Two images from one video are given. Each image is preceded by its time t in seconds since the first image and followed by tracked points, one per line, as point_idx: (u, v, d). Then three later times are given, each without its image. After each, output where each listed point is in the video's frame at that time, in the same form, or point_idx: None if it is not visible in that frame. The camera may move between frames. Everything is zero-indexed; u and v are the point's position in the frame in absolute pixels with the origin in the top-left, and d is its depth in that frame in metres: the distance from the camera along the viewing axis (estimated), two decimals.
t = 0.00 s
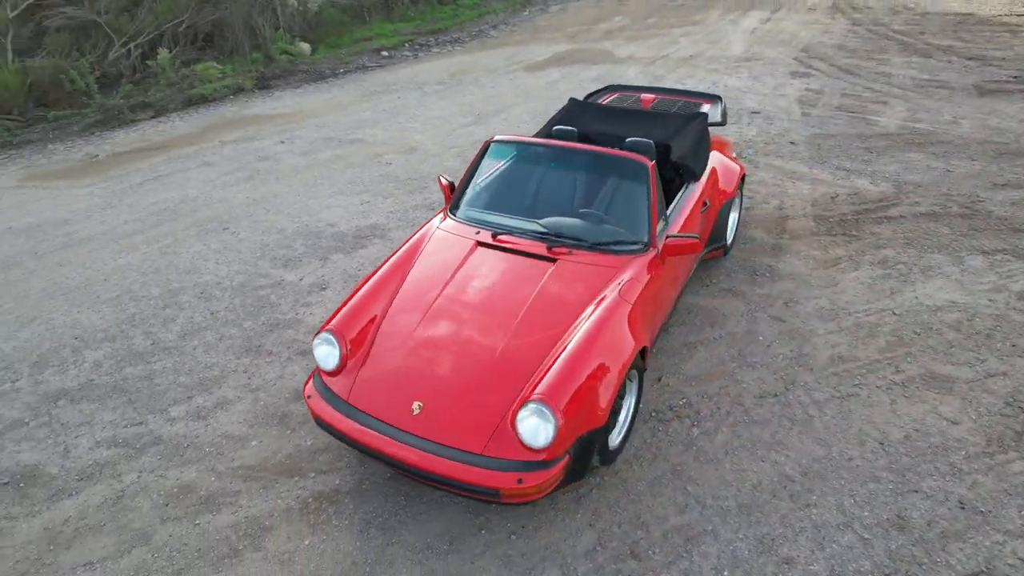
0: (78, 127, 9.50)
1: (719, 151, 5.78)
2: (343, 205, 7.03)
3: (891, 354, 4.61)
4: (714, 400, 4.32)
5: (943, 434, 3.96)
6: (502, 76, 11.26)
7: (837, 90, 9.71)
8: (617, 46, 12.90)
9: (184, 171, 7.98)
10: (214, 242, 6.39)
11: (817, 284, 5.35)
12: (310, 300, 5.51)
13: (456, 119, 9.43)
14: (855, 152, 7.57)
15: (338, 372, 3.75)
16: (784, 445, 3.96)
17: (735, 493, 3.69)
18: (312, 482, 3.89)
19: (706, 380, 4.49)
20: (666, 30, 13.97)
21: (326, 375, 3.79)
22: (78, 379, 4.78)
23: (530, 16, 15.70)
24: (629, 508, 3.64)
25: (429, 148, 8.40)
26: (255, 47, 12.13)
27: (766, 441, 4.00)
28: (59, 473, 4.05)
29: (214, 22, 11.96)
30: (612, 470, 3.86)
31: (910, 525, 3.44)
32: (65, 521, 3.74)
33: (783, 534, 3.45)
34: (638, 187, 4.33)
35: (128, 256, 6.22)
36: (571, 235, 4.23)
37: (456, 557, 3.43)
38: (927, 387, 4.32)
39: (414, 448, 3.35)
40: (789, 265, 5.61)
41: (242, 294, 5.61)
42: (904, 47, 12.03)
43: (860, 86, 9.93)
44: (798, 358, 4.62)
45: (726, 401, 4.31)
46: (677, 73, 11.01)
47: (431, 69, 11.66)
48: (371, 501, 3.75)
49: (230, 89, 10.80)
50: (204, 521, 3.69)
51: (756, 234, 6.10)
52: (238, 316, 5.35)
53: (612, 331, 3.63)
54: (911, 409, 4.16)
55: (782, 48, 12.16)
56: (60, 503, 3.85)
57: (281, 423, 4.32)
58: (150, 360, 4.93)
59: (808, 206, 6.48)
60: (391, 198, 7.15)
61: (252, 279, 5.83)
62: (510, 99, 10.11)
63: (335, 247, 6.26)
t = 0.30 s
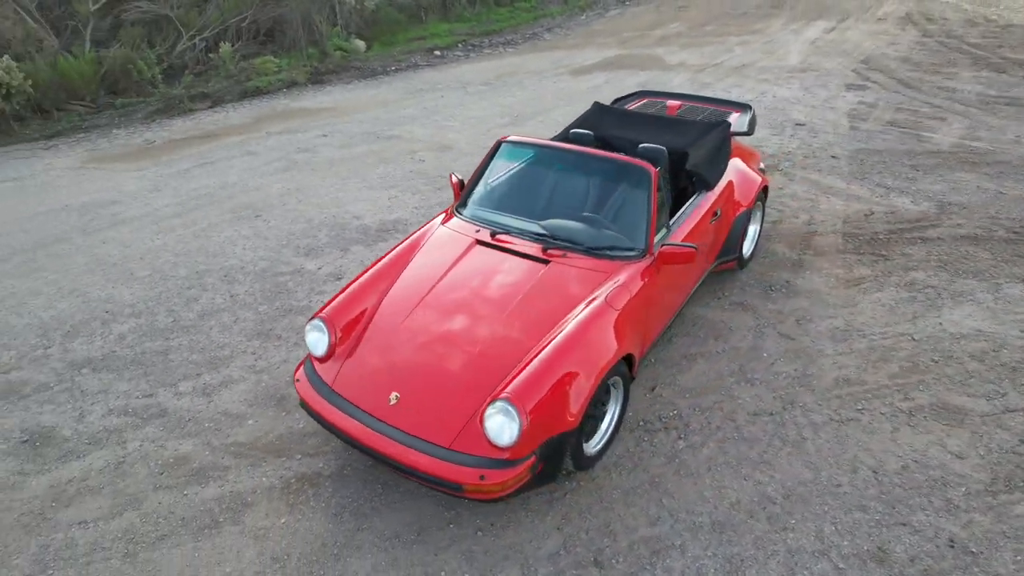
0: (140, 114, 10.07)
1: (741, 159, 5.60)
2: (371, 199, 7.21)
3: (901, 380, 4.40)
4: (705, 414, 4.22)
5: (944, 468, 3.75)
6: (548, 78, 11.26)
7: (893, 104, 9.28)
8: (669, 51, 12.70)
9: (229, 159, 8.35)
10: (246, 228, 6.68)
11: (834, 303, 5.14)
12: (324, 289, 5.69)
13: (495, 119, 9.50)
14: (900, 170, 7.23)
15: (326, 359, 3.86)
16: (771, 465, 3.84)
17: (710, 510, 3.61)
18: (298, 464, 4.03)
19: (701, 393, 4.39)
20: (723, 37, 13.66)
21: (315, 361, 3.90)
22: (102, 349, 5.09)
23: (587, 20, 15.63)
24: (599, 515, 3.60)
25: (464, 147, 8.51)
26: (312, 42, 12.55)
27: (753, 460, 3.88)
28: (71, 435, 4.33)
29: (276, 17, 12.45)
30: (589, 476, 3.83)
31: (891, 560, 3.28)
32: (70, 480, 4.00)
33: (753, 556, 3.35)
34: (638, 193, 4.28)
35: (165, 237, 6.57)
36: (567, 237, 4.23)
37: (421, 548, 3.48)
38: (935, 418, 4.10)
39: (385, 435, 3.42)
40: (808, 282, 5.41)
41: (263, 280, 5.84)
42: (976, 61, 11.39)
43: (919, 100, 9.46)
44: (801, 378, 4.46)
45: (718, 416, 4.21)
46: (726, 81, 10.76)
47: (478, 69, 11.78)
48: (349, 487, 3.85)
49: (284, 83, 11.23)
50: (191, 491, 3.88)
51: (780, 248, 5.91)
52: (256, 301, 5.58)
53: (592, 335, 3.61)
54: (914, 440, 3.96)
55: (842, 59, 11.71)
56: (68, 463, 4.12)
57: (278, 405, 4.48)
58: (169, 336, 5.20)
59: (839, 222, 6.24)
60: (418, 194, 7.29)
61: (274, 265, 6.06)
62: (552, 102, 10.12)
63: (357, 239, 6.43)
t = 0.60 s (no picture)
0: (182, 106, 10.49)
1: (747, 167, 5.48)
2: (386, 195, 7.34)
3: (893, 401, 4.24)
4: (682, 423, 4.16)
5: (923, 494, 3.61)
6: (579, 81, 11.23)
7: (933, 117, 8.92)
8: (707, 57, 12.42)
9: (258, 152, 8.64)
10: (263, 219, 6.90)
11: (835, 319, 4.99)
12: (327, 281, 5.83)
13: (520, 120, 9.53)
14: (928, 185, 6.95)
15: (306, 347, 3.97)
16: (742, 479, 3.76)
17: (672, 520, 3.56)
18: (276, 447, 4.15)
19: (682, 402, 4.33)
20: (765, 43, 13.34)
21: (297, 349, 4.02)
22: (113, 327, 5.34)
23: (629, 23, 15.48)
24: (559, 516, 3.60)
25: (484, 147, 8.57)
26: (352, 41, 12.83)
27: (724, 473, 3.81)
28: (73, 407, 4.56)
29: (318, 16, 12.78)
30: (555, 478, 3.83)
31: None
32: (66, 449, 4.22)
33: (709, 569, 3.29)
34: (624, 198, 4.25)
35: (186, 224, 6.85)
36: (550, 240, 4.24)
37: (380, 536, 3.55)
38: (923, 443, 3.94)
39: (350, 424, 3.50)
40: (811, 296, 5.26)
41: (271, 270, 6.03)
42: None
43: (961, 114, 9.06)
44: (788, 393, 4.35)
45: (696, 426, 4.14)
46: (761, 88, 10.51)
47: (511, 71, 11.83)
48: (321, 472, 3.95)
49: (321, 80, 11.53)
50: (174, 467, 4.05)
51: (787, 259, 5.76)
52: (261, 289, 5.76)
53: (560, 336, 3.61)
54: (897, 463, 3.81)
55: (887, 69, 11.31)
56: (66, 433, 4.35)
57: (266, 390, 4.63)
58: (176, 319, 5.42)
59: (854, 237, 6.04)
60: (432, 192, 7.39)
61: (284, 256, 6.25)
62: (579, 105, 10.09)
63: (366, 234, 6.57)
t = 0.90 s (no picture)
0: (222, 99, 10.91)
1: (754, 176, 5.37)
2: (402, 192, 7.47)
3: (881, 424, 4.09)
4: (658, 432, 4.12)
5: (897, 521, 3.47)
6: (611, 85, 11.14)
7: (974, 132, 8.53)
8: (746, 64, 12.16)
9: (286, 146, 8.92)
10: (280, 211, 7.11)
11: (833, 336, 4.84)
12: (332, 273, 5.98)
13: (545, 122, 9.54)
14: (957, 203, 6.66)
15: (289, 334, 4.09)
16: (709, 492, 3.69)
17: (631, 528, 3.53)
18: (259, 430, 4.29)
19: (661, 411, 4.28)
20: (809, 52, 12.99)
21: (280, 335, 4.14)
22: (127, 307, 5.60)
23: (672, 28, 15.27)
24: (518, 516, 3.62)
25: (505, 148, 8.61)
26: (391, 41, 13.07)
27: (692, 485, 3.75)
28: (79, 380, 4.81)
29: (359, 15, 13.08)
30: (521, 478, 3.85)
31: None
32: (67, 419, 4.46)
33: None
34: (608, 202, 4.24)
35: (208, 213, 7.12)
36: (534, 241, 4.27)
37: (342, 523, 3.64)
38: (906, 468, 3.79)
39: (318, 409, 3.60)
40: (812, 311, 5.12)
41: (281, 260, 6.22)
42: None
43: (1007, 130, 8.63)
44: (772, 408, 4.25)
45: (671, 436, 4.09)
46: (797, 97, 10.24)
47: (544, 73, 11.85)
48: (297, 457, 4.06)
49: (356, 78, 11.80)
50: (161, 443, 4.24)
51: (794, 272, 5.62)
52: (269, 278, 5.95)
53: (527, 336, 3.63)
54: (874, 487, 3.68)
55: (934, 82, 10.86)
56: (69, 404, 4.59)
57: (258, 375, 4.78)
58: (185, 303, 5.65)
59: (867, 253, 5.85)
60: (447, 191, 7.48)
61: (296, 247, 6.43)
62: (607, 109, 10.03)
63: (377, 229, 6.70)
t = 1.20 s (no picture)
0: (261, 95, 11.29)
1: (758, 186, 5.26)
2: (416, 190, 7.58)
3: (863, 446, 3.96)
4: (631, 440, 4.08)
5: (863, 547, 3.36)
6: (642, 89, 11.01)
7: (1017, 149, 8.12)
8: (785, 72, 11.85)
9: (314, 141, 9.16)
10: (298, 205, 7.31)
11: (828, 353, 4.70)
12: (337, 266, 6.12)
13: (570, 125, 9.51)
14: (984, 222, 6.37)
15: (274, 322, 4.21)
16: (673, 504, 3.65)
17: (588, 533, 3.51)
18: (244, 414, 4.44)
19: (637, 419, 4.24)
20: (854, 62, 12.57)
21: (267, 322, 4.26)
22: (142, 289, 5.86)
23: (714, 34, 14.98)
24: (478, 513, 3.65)
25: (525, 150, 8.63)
26: (428, 41, 13.24)
27: (656, 495, 3.70)
28: (87, 357, 5.06)
29: (399, 15, 13.32)
30: (487, 476, 3.88)
31: None
32: (71, 392, 4.71)
33: None
34: (591, 205, 4.21)
35: (230, 203, 7.39)
36: (516, 242, 4.29)
37: (307, 508, 3.73)
38: (883, 493, 3.65)
39: (290, 396, 3.70)
40: (810, 326, 4.98)
41: (291, 252, 6.40)
42: None
43: None
44: (751, 423, 4.16)
45: (644, 444, 4.05)
46: (833, 108, 9.94)
47: (577, 77, 11.83)
48: (276, 441, 4.19)
49: (391, 77, 12.02)
50: (153, 421, 4.43)
51: (797, 285, 5.48)
52: (277, 268, 6.13)
53: (493, 335, 3.65)
54: (845, 510, 3.56)
55: (983, 95, 10.37)
56: (75, 378, 4.84)
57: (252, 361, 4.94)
58: (195, 288, 5.87)
59: (878, 270, 5.65)
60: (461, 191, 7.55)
61: (307, 240, 6.60)
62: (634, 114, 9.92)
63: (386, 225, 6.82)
